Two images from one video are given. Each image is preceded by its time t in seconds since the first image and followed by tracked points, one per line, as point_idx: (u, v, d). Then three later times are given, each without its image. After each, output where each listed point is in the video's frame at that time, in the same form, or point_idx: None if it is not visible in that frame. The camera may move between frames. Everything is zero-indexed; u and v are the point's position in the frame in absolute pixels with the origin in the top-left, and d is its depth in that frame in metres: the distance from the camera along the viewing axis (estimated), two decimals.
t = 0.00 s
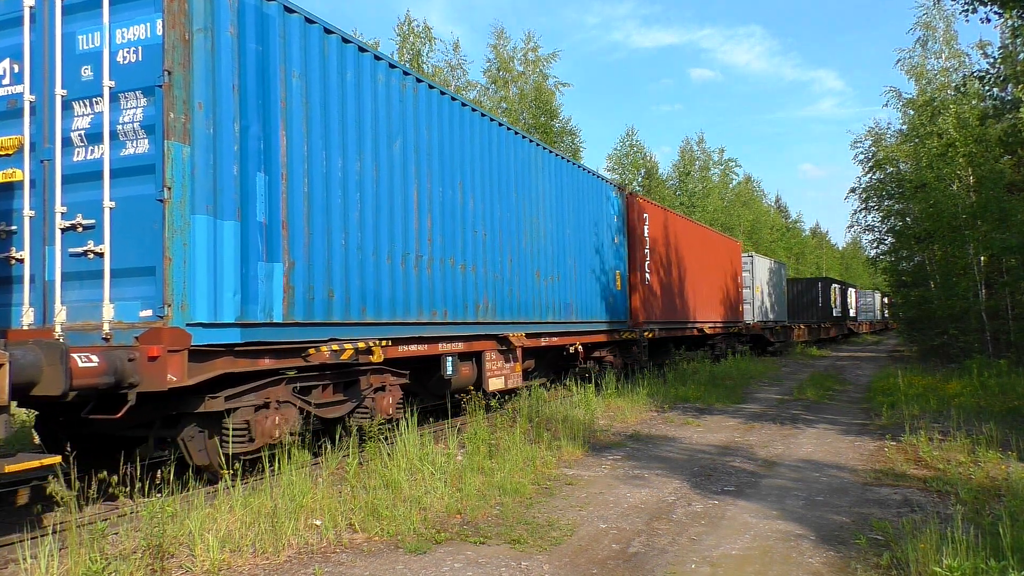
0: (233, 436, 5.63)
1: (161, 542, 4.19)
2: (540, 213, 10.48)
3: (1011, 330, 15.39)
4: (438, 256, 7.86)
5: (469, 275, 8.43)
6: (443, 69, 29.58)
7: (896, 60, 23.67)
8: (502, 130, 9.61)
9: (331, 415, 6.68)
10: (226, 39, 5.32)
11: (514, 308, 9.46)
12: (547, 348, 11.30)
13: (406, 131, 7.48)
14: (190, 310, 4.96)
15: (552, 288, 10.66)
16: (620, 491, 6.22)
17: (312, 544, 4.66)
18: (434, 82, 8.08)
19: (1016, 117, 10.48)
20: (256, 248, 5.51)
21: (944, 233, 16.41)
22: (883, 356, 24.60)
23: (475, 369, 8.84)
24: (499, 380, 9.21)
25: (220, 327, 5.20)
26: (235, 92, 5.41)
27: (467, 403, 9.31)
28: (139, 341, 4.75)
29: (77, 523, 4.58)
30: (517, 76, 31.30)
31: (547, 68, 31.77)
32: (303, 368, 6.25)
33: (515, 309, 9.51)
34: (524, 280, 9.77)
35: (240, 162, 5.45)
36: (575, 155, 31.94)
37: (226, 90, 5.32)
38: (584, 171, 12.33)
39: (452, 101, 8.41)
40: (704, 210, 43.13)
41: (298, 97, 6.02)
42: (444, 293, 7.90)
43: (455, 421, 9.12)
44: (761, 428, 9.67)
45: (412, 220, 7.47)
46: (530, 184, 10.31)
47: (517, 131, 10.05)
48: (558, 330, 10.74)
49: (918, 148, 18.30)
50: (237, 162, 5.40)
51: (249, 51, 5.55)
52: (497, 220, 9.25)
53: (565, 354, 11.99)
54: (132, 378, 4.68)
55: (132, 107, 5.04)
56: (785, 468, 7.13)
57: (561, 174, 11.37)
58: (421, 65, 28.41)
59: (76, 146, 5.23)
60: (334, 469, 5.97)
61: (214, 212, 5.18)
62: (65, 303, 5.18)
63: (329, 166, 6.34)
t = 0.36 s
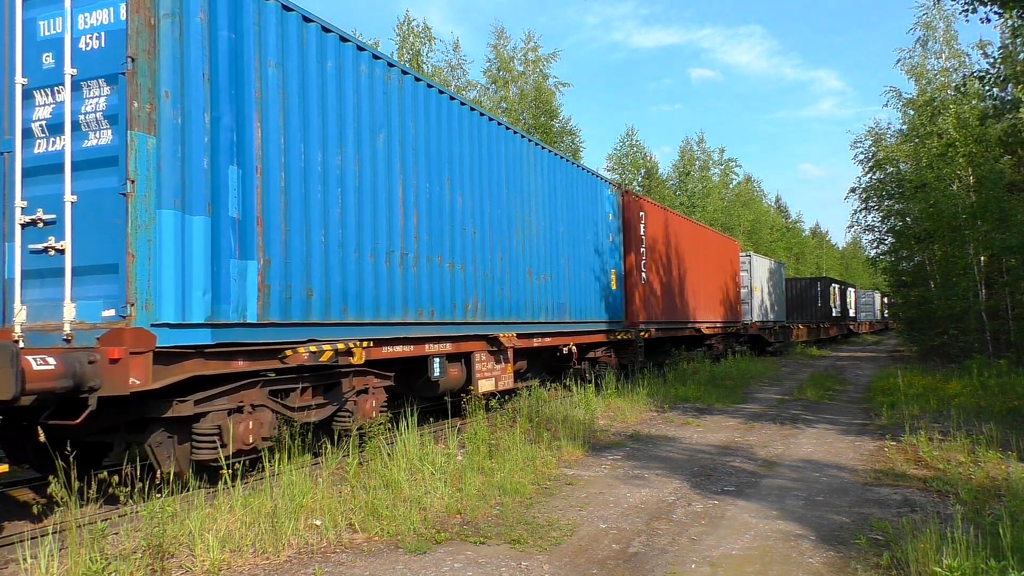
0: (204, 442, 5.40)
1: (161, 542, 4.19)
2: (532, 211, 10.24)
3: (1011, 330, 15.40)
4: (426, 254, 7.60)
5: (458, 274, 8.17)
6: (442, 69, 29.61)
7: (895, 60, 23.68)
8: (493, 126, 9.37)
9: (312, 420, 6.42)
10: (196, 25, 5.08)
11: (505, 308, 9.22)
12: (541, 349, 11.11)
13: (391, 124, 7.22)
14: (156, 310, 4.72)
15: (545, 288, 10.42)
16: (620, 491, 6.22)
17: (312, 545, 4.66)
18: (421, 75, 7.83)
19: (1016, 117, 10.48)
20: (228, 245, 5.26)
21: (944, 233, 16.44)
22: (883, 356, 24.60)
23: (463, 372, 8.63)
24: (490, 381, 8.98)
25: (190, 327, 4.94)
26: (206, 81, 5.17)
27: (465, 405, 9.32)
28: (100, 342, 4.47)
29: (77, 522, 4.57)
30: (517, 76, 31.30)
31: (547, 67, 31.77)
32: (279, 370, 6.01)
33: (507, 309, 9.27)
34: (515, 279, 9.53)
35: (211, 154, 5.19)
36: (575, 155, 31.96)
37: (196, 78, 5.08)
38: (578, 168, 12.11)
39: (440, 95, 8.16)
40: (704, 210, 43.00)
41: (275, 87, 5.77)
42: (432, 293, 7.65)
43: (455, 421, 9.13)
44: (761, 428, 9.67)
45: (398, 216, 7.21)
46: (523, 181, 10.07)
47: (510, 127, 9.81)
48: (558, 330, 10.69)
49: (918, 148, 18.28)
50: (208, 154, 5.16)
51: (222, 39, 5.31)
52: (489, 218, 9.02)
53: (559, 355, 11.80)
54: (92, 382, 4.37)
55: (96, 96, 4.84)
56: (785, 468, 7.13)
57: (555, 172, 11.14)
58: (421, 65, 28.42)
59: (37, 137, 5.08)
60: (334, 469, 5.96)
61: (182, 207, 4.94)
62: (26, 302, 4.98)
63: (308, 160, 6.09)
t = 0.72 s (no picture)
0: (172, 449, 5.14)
1: (161, 542, 4.20)
2: (524, 208, 10.04)
3: (1011, 330, 15.41)
4: (411, 252, 7.39)
5: (446, 273, 7.97)
6: (442, 69, 29.62)
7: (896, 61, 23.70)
8: (482, 121, 9.15)
9: (286, 423, 6.12)
10: (161, 10, 4.86)
11: (495, 308, 9.01)
12: (533, 350, 10.99)
13: (374, 117, 7.00)
14: (118, 310, 4.50)
15: (537, 287, 10.21)
16: (620, 491, 6.22)
17: (312, 545, 4.66)
18: (407, 67, 7.61)
19: (1016, 117, 10.49)
20: (197, 242, 5.03)
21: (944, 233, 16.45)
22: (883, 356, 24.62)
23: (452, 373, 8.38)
24: (478, 382, 8.74)
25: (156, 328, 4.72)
26: (172, 69, 4.95)
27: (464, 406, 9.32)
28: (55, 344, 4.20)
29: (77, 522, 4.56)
30: (517, 76, 31.30)
31: (547, 67, 31.80)
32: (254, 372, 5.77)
33: (497, 309, 9.06)
34: (506, 278, 9.32)
35: (178, 146, 4.98)
36: (575, 155, 31.99)
37: (162, 66, 4.86)
38: (572, 165, 11.91)
39: (427, 88, 7.94)
40: (704, 211, 42.86)
41: (248, 77, 5.55)
42: (417, 291, 7.43)
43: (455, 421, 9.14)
44: (761, 428, 9.67)
45: (381, 212, 6.99)
46: (514, 178, 9.86)
47: (501, 122, 9.60)
48: (557, 330, 10.68)
49: (918, 148, 18.25)
50: (174, 146, 4.93)
51: (190, 25, 5.10)
52: (478, 215, 8.82)
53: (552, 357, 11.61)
54: (48, 385, 4.09)
55: (54, 83, 4.63)
56: (785, 468, 7.13)
57: (548, 169, 10.93)
58: (421, 65, 28.42)
59: None
60: (334, 469, 5.96)
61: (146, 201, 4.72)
62: None
63: (284, 153, 5.87)
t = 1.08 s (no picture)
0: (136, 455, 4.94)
1: (161, 542, 4.20)
2: (515, 205, 9.83)
3: (1011, 330, 15.41)
4: (395, 249, 7.18)
5: (432, 271, 7.77)
6: (442, 69, 29.61)
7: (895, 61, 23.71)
8: (472, 115, 8.95)
9: (259, 428, 5.95)
10: None
11: (485, 307, 8.82)
12: (526, 350, 10.94)
13: (357, 109, 6.79)
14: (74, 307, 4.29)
15: (528, 286, 10.01)
16: (620, 491, 6.22)
17: (312, 544, 4.66)
18: (392, 58, 7.40)
19: (1016, 117, 10.49)
20: (162, 237, 4.84)
21: (944, 233, 16.46)
22: (883, 356, 24.62)
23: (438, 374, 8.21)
24: (468, 385, 8.53)
25: (117, 327, 4.52)
26: (135, 55, 4.74)
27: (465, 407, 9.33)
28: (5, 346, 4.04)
29: (77, 522, 4.56)
30: (517, 76, 31.30)
31: (547, 67, 31.80)
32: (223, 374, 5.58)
33: (487, 308, 8.87)
34: (496, 277, 9.13)
35: (141, 136, 4.77)
36: (575, 155, 32.00)
37: (123, 51, 4.64)
38: (566, 162, 11.69)
39: (413, 80, 7.73)
40: (704, 211, 42.86)
41: (219, 66, 5.34)
42: (402, 290, 7.23)
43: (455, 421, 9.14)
44: (761, 428, 9.67)
45: (364, 208, 6.78)
46: (505, 174, 9.66)
47: (491, 117, 9.40)
48: (557, 330, 10.68)
49: (918, 148, 18.24)
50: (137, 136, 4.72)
51: (156, 9, 4.88)
52: (468, 212, 8.63)
53: (546, 357, 11.53)
54: None
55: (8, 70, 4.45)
56: (785, 468, 7.13)
57: (540, 166, 10.73)
58: (421, 65, 28.40)
59: None
60: (334, 469, 5.97)
61: (106, 193, 4.52)
62: None
63: (259, 145, 5.67)
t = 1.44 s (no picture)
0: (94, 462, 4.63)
1: (161, 542, 4.19)
2: (506, 202, 9.56)
3: (1011, 330, 15.41)
4: (378, 246, 6.92)
5: (418, 269, 7.50)
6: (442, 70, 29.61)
7: (896, 61, 23.70)
8: (461, 109, 8.68)
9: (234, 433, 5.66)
10: None
11: (474, 307, 8.56)
12: (518, 350, 10.73)
13: (337, 101, 6.53)
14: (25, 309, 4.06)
15: (520, 285, 9.74)
16: (620, 491, 6.22)
17: (312, 544, 4.66)
18: (375, 49, 7.13)
19: (1017, 117, 10.48)
20: (123, 232, 4.56)
21: (944, 233, 16.46)
22: (883, 356, 24.62)
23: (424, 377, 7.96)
24: (456, 387, 8.29)
25: (73, 327, 4.25)
26: (94, 39, 4.46)
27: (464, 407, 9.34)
28: None
29: (78, 522, 4.58)
30: (517, 76, 31.33)
31: (546, 67, 31.81)
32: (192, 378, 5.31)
33: (477, 308, 8.62)
34: (487, 275, 8.87)
35: (101, 124, 4.49)
36: (575, 155, 32.00)
37: (80, 34, 4.37)
38: (559, 158, 11.43)
39: (397, 71, 7.45)
40: (705, 211, 42.64)
41: (187, 53, 5.08)
42: (386, 289, 6.97)
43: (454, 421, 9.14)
44: (761, 428, 9.67)
45: (344, 203, 6.52)
46: (496, 170, 9.39)
47: (481, 112, 9.14)
48: (557, 331, 10.68)
49: (918, 148, 18.23)
50: (95, 124, 4.44)
51: None
52: (457, 209, 8.36)
53: (538, 357, 11.30)
54: None
55: None
56: (785, 468, 7.13)
57: (533, 162, 10.47)
58: (421, 65, 28.39)
59: None
60: (334, 469, 5.97)
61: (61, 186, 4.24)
62: None
63: (230, 137, 5.43)
